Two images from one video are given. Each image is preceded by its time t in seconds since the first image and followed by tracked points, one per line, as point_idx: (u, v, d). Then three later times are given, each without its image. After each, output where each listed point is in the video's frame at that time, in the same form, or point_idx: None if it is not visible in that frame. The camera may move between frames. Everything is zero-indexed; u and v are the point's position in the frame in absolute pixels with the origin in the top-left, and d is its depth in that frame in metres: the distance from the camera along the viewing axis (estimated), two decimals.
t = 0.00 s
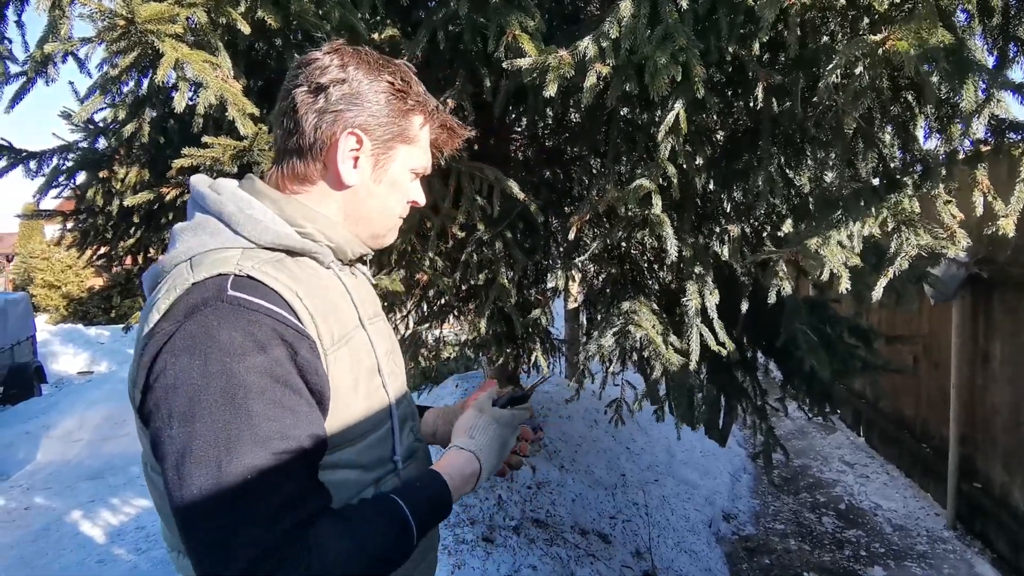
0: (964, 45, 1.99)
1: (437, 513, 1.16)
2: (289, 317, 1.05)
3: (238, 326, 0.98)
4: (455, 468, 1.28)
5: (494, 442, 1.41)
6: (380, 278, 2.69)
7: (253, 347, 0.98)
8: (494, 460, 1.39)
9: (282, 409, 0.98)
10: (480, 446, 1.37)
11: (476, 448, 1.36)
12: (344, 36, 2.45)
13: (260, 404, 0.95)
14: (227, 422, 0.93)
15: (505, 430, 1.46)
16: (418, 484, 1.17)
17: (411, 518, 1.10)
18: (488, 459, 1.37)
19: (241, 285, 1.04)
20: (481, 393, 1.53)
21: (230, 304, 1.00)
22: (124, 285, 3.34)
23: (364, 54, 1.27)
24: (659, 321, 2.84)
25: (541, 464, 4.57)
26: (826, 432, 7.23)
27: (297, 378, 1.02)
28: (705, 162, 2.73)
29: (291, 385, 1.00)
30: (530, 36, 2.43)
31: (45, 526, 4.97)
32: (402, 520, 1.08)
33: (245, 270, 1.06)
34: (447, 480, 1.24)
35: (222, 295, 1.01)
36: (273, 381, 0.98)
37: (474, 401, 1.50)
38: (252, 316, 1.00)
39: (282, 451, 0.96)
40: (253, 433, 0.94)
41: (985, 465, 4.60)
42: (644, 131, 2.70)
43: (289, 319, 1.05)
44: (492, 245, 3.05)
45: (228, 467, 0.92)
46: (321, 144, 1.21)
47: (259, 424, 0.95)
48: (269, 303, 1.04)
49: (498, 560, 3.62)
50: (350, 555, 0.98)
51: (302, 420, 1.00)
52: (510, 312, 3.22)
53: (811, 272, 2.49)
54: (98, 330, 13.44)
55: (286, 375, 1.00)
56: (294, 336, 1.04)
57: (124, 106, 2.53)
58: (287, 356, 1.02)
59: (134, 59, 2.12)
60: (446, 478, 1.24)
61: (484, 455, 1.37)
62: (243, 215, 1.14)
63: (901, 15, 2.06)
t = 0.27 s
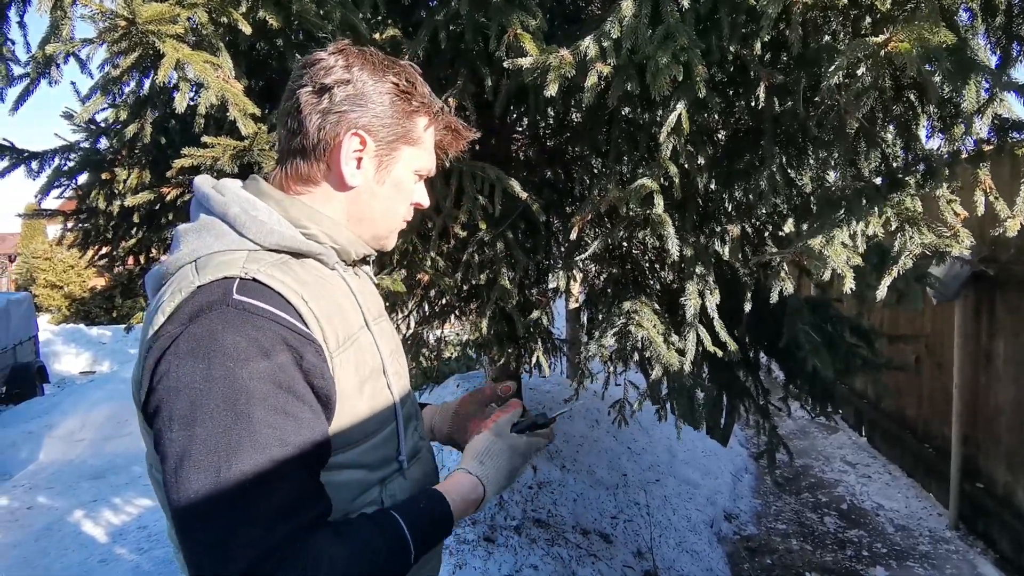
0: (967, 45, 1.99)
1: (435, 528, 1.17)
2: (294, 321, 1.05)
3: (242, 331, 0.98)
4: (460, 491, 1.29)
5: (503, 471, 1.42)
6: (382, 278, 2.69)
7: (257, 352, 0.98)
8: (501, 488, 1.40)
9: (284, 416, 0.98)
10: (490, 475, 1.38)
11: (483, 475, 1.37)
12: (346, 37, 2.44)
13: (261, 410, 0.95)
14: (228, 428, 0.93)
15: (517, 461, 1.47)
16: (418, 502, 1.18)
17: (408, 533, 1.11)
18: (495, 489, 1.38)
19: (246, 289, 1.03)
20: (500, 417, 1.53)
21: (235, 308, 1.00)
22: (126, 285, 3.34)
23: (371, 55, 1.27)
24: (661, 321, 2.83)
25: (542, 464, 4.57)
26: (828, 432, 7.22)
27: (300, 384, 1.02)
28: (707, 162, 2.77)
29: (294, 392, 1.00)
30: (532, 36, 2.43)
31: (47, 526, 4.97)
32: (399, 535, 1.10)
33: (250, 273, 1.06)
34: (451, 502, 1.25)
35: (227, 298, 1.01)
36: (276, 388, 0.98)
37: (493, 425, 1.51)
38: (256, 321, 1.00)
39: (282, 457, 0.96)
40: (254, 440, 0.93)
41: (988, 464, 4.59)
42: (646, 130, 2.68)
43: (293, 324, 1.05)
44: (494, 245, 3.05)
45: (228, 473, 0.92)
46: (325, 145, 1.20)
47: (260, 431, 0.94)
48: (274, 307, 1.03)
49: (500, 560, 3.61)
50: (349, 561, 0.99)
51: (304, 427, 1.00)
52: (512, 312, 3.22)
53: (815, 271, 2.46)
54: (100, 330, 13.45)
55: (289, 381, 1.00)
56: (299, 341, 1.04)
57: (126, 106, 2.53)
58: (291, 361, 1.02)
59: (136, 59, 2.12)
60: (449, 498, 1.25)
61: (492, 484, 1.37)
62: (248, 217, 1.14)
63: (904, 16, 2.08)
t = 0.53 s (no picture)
0: (971, 44, 1.98)
1: (424, 551, 1.15)
2: (293, 328, 1.05)
3: (238, 337, 0.98)
4: (445, 529, 1.25)
5: (492, 520, 1.35)
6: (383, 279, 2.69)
7: (253, 360, 0.98)
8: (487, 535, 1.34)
9: (276, 425, 0.98)
10: (476, 521, 1.32)
11: (471, 517, 1.31)
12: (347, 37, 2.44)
13: (253, 418, 0.95)
14: (217, 435, 0.93)
15: (508, 515, 1.40)
16: (407, 526, 1.17)
17: (393, 559, 1.09)
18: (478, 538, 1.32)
19: (246, 294, 1.04)
20: (504, 463, 1.47)
21: (234, 314, 1.00)
22: (127, 285, 3.35)
23: (379, 59, 1.27)
24: (662, 321, 2.84)
25: (544, 464, 4.48)
26: (830, 432, 7.22)
27: (296, 392, 1.02)
28: (709, 162, 2.76)
29: (289, 401, 1.00)
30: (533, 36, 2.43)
31: (49, 526, 4.98)
32: (383, 562, 1.08)
33: (250, 278, 1.06)
34: (435, 536, 1.21)
35: (226, 303, 1.01)
36: (269, 396, 0.98)
37: (493, 470, 1.45)
38: (254, 328, 1.00)
39: (271, 465, 0.96)
40: (243, 448, 0.93)
41: (990, 464, 4.58)
42: (648, 130, 2.67)
43: (292, 330, 1.05)
44: (495, 245, 3.05)
45: (215, 480, 0.92)
46: (331, 148, 1.20)
47: (251, 439, 0.94)
48: (272, 314, 1.04)
49: (501, 560, 3.58)
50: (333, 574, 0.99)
51: (296, 436, 1.00)
52: (513, 312, 3.22)
53: (814, 271, 2.44)
54: (102, 330, 13.47)
55: (285, 390, 1.00)
56: (296, 348, 1.04)
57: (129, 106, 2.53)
58: (288, 369, 1.02)
59: (138, 60, 2.13)
60: (435, 532, 1.22)
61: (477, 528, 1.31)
62: (249, 220, 1.14)
63: (908, 16, 2.08)
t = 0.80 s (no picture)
0: (970, 43, 1.98)
1: (415, 553, 1.15)
2: (291, 330, 1.05)
3: (234, 339, 0.99)
4: (431, 529, 1.24)
5: (472, 519, 1.34)
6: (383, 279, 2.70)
7: (248, 362, 0.98)
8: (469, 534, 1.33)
9: (270, 428, 0.98)
10: (459, 521, 1.31)
11: (453, 518, 1.30)
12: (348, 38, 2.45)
13: (247, 421, 0.96)
14: (209, 437, 0.93)
15: (485, 514, 1.39)
16: (398, 529, 1.17)
17: (383, 562, 1.09)
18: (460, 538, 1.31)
19: (243, 296, 1.04)
20: (480, 460, 1.45)
21: (230, 316, 1.01)
22: (128, 285, 3.35)
23: (384, 62, 1.27)
24: (662, 321, 2.84)
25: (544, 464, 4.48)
26: (831, 432, 7.21)
27: (291, 395, 1.02)
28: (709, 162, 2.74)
29: (283, 404, 1.00)
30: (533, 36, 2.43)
31: (51, 526, 4.98)
32: (372, 563, 1.08)
33: (248, 280, 1.07)
34: (422, 537, 1.21)
35: (223, 306, 1.02)
36: (264, 398, 0.98)
37: (471, 469, 1.42)
38: (250, 330, 1.01)
39: (262, 469, 0.96)
40: (234, 451, 0.94)
41: (991, 464, 4.58)
42: (648, 130, 2.67)
43: (290, 334, 1.05)
44: (495, 246, 3.05)
45: (207, 482, 0.92)
46: (337, 151, 1.21)
47: (244, 442, 0.95)
48: (270, 317, 1.04)
49: (501, 560, 3.57)
50: None
51: (290, 440, 1.00)
52: (513, 312, 3.22)
53: (815, 271, 2.44)
54: (103, 330, 13.49)
55: (279, 393, 1.00)
56: (293, 351, 1.04)
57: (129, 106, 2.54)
58: (284, 372, 1.02)
59: (139, 61, 2.14)
60: (420, 530, 1.22)
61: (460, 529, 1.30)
62: (250, 222, 1.15)
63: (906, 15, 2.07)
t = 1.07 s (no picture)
0: (968, 43, 1.98)
1: (414, 558, 1.16)
2: (297, 333, 1.05)
3: (240, 341, 0.98)
4: (431, 537, 1.24)
5: (473, 533, 1.35)
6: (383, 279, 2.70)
7: (254, 364, 0.98)
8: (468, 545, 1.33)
9: (274, 431, 0.98)
10: (459, 532, 1.31)
11: (454, 530, 1.30)
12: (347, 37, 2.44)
13: (251, 423, 0.96)
14: (213, 439, 0.93)
15: (487, 529, 1.42)
16: (397, 534, 1.17)
17: (382, 568, 1.10)
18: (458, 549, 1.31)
19: (249, 297, 1.04)
20: (489, 479, 1.50)
21: (236, 317, 1.01)
22: (129, 285, 3.36)
23: (395, 65, 1.27)
24: (662, 320, 2.84)
25: (544, 464, 4.47)
26: (831, 431, 7.21)
27: (296, 398, 1.02)
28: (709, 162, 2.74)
29: (287, 406, 1.00)
30: (533, 36, 2.43)
31: (51, 526, 4.98)
32: (371, 568, 1.08)
33: (255, 280, 1.07)
34: (421, 543, 1.21)
35: (229, 307, 1.01)
36: (268, 401, 0.98)
37: (478, 486, 1.46)
38: (256, 332, 1.00)
39: (264, 471, 0.96)
40: (238, 453, 0.94)
41: (992, 464, 4.57)
42: (648, 130, 2.67)
43: (296, 336, 1.05)
44: (495, 245, 3.05)
45: (209, 484, 0.92)
46: (348, 154, 1.21)
47: (247, 444, 0.95)
48: (276, 319, 1.04)
49: (502, 560, 3.58)
50: None
51: (292, 442, 1.00)
52: (514, 312, 3.23)
53: (817, 271, 2.44)
54: (104, 330, 13.51)
55: (284, 396, 1.00)
56: (299, 354, 1.04)
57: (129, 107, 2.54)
58: (288, 374, 1.02)
59: (138, 61, 2.13)
60: (421, 537, 1.22)
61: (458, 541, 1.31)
62: (256, 223, 1.14)
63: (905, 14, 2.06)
